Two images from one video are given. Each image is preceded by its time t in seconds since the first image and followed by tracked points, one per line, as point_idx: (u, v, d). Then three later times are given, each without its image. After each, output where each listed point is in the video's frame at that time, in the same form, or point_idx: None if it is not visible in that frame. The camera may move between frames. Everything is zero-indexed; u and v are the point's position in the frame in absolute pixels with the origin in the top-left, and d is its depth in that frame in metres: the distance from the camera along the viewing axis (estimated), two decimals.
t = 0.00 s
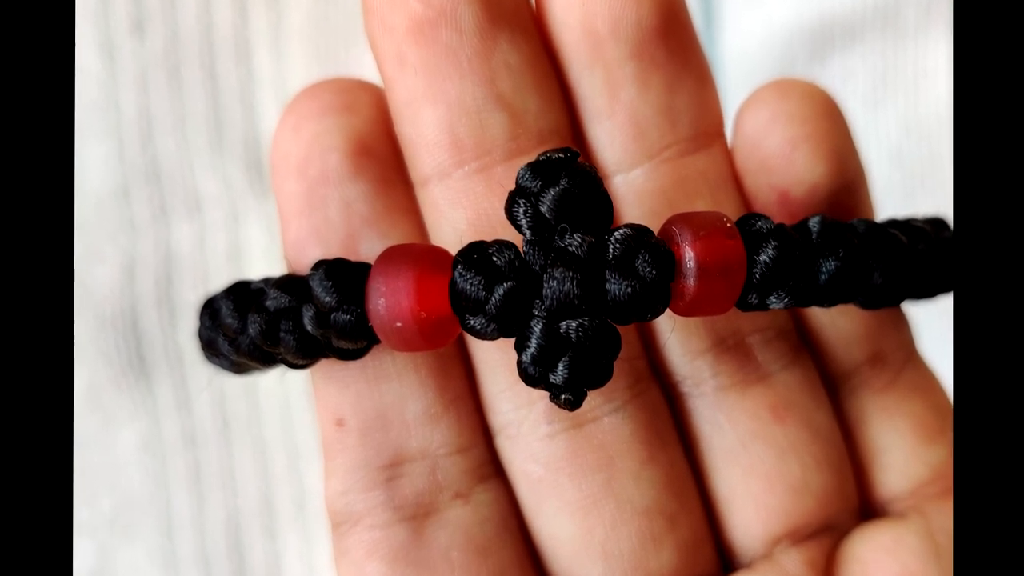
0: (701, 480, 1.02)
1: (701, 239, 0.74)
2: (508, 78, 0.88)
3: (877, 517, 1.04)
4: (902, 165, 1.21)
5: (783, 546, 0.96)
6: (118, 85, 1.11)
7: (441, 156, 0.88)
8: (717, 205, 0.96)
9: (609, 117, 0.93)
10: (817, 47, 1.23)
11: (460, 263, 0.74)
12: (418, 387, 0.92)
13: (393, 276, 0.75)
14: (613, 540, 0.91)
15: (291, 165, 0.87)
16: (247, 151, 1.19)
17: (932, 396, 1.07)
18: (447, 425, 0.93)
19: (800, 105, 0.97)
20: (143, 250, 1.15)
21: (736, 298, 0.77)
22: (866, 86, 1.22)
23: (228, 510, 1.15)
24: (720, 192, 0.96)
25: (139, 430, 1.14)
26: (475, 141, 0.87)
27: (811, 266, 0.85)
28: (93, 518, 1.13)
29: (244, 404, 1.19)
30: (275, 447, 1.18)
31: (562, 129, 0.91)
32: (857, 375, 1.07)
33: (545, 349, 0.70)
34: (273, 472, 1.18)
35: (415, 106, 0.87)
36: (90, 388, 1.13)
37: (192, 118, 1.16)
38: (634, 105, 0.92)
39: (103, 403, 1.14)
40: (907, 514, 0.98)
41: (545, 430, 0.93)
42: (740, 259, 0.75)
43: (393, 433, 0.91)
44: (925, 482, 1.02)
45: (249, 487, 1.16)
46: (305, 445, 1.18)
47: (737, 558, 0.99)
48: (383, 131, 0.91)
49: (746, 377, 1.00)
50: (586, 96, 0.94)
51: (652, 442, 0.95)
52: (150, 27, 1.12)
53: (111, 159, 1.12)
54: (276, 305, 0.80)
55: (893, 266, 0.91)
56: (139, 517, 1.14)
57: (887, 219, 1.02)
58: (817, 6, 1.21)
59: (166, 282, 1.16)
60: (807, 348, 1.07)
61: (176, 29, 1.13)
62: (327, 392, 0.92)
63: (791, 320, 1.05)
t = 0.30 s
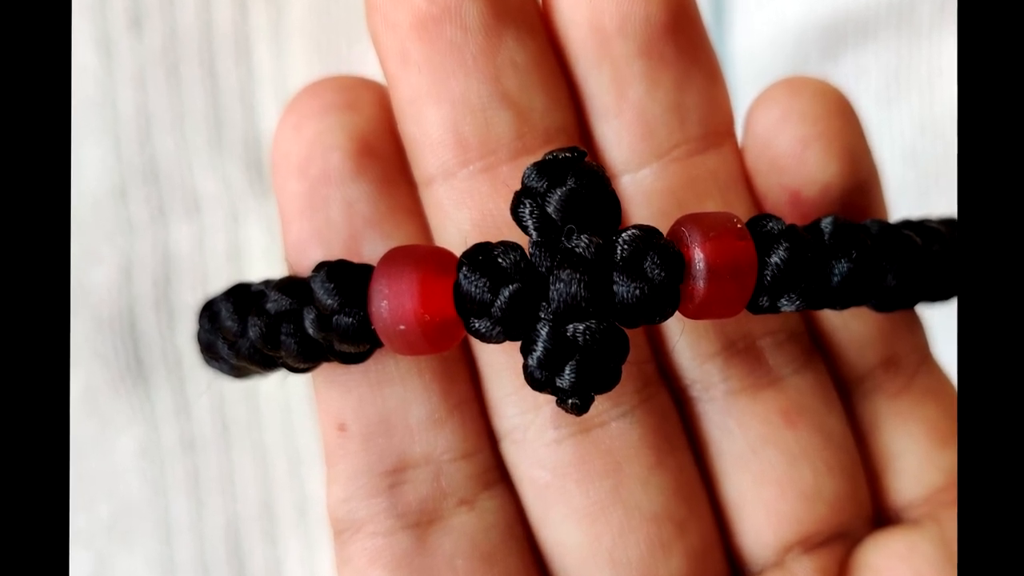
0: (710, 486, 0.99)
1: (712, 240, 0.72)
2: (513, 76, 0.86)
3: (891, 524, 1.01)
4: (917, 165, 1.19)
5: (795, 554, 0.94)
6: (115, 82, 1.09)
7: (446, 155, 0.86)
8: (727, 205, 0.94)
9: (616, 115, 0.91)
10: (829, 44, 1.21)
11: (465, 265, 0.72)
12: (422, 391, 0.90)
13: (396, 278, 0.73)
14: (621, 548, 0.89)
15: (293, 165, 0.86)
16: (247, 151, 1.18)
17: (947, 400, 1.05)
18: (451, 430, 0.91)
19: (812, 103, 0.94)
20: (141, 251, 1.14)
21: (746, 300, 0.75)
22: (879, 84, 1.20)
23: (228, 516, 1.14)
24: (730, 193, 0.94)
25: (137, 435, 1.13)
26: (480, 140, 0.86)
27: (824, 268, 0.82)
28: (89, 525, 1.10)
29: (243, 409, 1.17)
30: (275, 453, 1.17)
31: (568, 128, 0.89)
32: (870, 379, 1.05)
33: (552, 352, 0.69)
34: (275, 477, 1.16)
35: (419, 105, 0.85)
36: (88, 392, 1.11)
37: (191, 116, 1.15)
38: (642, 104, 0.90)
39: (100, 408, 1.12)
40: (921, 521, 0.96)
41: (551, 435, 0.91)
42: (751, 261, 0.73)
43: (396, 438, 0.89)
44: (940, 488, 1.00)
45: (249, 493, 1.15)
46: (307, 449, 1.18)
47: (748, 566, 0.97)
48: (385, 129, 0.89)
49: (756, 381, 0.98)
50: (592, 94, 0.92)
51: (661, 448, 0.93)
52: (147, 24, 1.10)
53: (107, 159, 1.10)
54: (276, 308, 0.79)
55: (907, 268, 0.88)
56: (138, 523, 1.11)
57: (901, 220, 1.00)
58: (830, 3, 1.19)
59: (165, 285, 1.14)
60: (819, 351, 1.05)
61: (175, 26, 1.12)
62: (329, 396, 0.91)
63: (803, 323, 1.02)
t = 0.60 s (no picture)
0: (721, 493, 0.97)
1: (722, 241, 0.70)
2: (519, 73, 0.84)
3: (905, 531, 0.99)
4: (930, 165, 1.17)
5: (807, 562, 0.92)
6: (112, 79, 1.08)
7: (450, 154, 0.84)
8: (738, 206, 0.92)
9: (624, 114, 0.89)
10: (842, 41, 1.19)
11: (470, 267, 0.70)
12: (426, 396, 0.88)
13: (399, 280, 0.71)
14: (629, 556, 0.87)
15: (294, 164, 0.84)
16: (247, 150, 1.16)
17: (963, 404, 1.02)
18: (456, 435, 0.89)
19: (824, 101, 0.92)
20: (139, 253, 1.12)
21: (758, 303, 0.73)
22: (893, 81, 1.18)
23: (228, 522, 1.13)
24: (740, 193, 0.92)
25: (135, 440, 1.11)
26: (485, 139, 0.84)
27: (837, 270, 0.80)
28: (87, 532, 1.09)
29: (243, 415, 1.16)
30: (275, 458, 1.15)
31: (575, 127, 0.88)
32: (885, 383, 1.02)
33: (558, 356, 0.67)
34: (276, 485, 1.15)
35: (423, 103, 0.84)
36: (84, 396, 1.09)
37: (189, 115, 1.13)
38: (651, 102, 0.88)
39: (97, 413, 1.10)
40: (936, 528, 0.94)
41: (558, 440, 0.89)
42: (763, 262, 0.71)
43: (399, 444, 0.87)
44: (956, 495, 0.97)
45: (250, 500, 1.14)
46: (309, 455, 1.16)
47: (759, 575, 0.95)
48: (388, 128, 0.87)
49: (768, 386, 0.96)
50: (600, 92, 0.90)
51: (670, 454, 0.91)
52: (144, 19, 1.09)
53: (104, 158, 1.08)
54: (277, 311, 0.77)
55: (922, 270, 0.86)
56: (136, 530, 1.10)
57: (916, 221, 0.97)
58: None
59: (163, 287, 1.13)
60: (832, 354, 1.02)
61: (173, 23, 1.11)
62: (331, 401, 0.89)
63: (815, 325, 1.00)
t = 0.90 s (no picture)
0: (731, 500, 0.95)
1: (732, 242, 0.68)
2: (525, 71, 0.83)
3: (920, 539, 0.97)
4: (946, 165, 1.14)
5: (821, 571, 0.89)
6: (109, 78, 1.07)
7: (455, 153, 0.82)
8: (749, 207, 0.90)
9: (632, 113, 0.87)
10: (855, 38, 1.17)
11: (474, 268, 0.68)
12: (430, 401, 0.86)
13: (403, 282, 0.69)
14: (638, 565, 0.85)
15: (295, 164, 0.82)
16: (248, 150, 1.15)
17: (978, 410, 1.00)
18: (460, 441, 0.87)
19: (837, 99, 0.90)
20: (137, 256, 1.11)
21: (769, 305, 0.71)
22: (908, 79, 1.16)
23: (228, 530, 1.12)
24: (751, 193, 0.90)
25: (133, 446, 1.10)
26: (490, 138, 0.82)
27: (850, 272, 0.78)
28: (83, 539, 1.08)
29: (243, 420, 1.14)
30: (275, 463, 1.14)
31: (582, 126, 0.86)
32: (899, 388, 1.00)
33: (565, 360, 0.65)
34: (276, 491, 1.14)
35: (427, 101, 0.82)
36: (81, 401, 1.08)
37: (188, 114, 1.12)
38: (660, 100, 0.87)
39: (94, 418, 1.09)
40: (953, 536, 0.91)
41: (565, 446, 0.87)
42: (775, 264, 0.69)
43: (403, 450, 0.85)
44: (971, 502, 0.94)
45: (250, 508, 1.13)
46: (310, 461, 1.14)
47: None
48: (392, 127, 0.86)
49: (780, 390, 0.94)
50: (608, 90, 0.88)
51: (679, 460, 0.89)
52: (142, 16, 1.09)
53: (101, 158, 1.08)
54: (278, 314, 0.75)
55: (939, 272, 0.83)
56: (133, 538, 1.09)
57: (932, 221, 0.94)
58: None
59: (161, 290, 1.11)
60: (845, 358, 1.00)
61: (172, 20, 1.10)
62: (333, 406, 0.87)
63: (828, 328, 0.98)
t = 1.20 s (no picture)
0: (742, 507, 0.93)
1: (744, 243, 0.66)
2: (532, 69, 0.81)
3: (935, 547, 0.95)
4: (962, 163, 1.12)
5: None
6: (106, 74, 1.05)
7: (460, 153, 0.81)
8: (760, 207, 0.88)
9: (641, 111, 0.85)
10: (869, 34, 1.15)
11: (480, 270, 0.66)
12: (435, 406, 0.84)
13: (406, 284, 0.67)
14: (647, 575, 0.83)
15: (296, 163, 0.81)
16: (248, 150, 1.13)
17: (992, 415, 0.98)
18: (466, 447, 0.85)
19: (851, 97, 0.88)
20: (135, 258, 1.10)
21: (782, 308, 0.69)
22: (923, 76, 1.14)
23: (228, 540, 1.10)
24: (763, 193, 0.88)
25: (131, 451, 1.08)
26: (496, 137, 0.80)
27: (865, 274, 0.76)
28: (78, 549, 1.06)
29: (243, 426, 1.12)
30: (276, 469, 1.12)
31: (590, 124, 0.84)
32: (914, 393, 0.97)
33: (573, 364, 0.63)
34: (277, 497, 1.12)
35: (431, 99, 0.80)
36: (78, 405, 1.06)
37: (187, 111, 1.10)
38: (670, 98, 0.85)
39: (90, 424, 1.07)
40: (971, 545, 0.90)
41: (573, 453, 0.85)
42: (788, 266, 0.67)
43: (406, 456, 0.83)
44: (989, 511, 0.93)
45: (249, 518, 1.11)
46: (312, 468, 1.12)
47: None
48: (395, 125, 0.84)
49: (792, 395, 0.91)
50: (616, 88, 0.86)
51: (689, 467, 0.87)
52: (140, 13, 1.07)
53: (98, 157, 1.06)
54: (278, 316, 0.73)
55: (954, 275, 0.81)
56: (129, 548, 1.07)
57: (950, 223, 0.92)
58: None
59: (159, 293, 1.10)
60: (859, 363, 0.97)
61: (170, 16, 1.08)
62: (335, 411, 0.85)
63: (841, 332, 0.95)
